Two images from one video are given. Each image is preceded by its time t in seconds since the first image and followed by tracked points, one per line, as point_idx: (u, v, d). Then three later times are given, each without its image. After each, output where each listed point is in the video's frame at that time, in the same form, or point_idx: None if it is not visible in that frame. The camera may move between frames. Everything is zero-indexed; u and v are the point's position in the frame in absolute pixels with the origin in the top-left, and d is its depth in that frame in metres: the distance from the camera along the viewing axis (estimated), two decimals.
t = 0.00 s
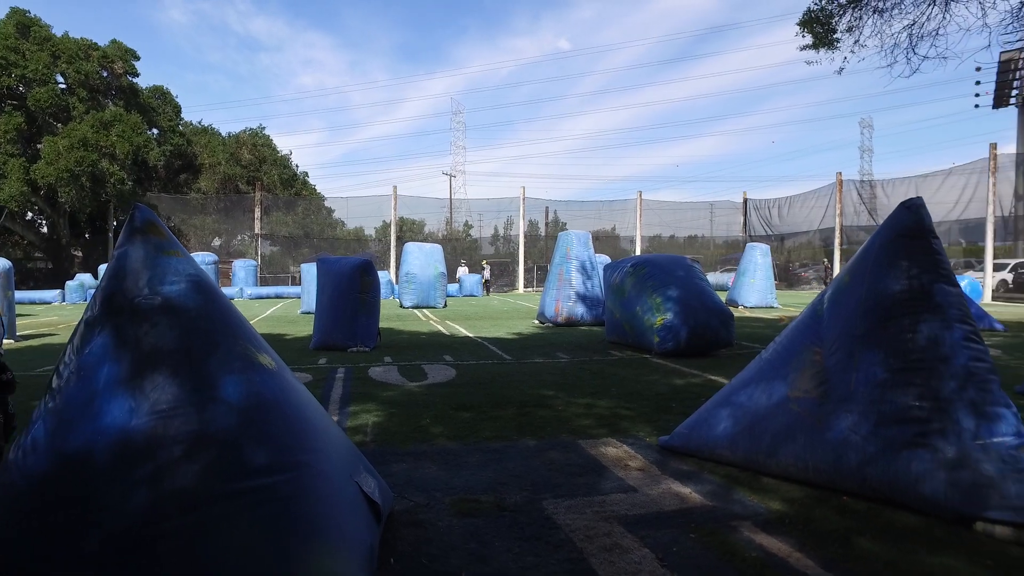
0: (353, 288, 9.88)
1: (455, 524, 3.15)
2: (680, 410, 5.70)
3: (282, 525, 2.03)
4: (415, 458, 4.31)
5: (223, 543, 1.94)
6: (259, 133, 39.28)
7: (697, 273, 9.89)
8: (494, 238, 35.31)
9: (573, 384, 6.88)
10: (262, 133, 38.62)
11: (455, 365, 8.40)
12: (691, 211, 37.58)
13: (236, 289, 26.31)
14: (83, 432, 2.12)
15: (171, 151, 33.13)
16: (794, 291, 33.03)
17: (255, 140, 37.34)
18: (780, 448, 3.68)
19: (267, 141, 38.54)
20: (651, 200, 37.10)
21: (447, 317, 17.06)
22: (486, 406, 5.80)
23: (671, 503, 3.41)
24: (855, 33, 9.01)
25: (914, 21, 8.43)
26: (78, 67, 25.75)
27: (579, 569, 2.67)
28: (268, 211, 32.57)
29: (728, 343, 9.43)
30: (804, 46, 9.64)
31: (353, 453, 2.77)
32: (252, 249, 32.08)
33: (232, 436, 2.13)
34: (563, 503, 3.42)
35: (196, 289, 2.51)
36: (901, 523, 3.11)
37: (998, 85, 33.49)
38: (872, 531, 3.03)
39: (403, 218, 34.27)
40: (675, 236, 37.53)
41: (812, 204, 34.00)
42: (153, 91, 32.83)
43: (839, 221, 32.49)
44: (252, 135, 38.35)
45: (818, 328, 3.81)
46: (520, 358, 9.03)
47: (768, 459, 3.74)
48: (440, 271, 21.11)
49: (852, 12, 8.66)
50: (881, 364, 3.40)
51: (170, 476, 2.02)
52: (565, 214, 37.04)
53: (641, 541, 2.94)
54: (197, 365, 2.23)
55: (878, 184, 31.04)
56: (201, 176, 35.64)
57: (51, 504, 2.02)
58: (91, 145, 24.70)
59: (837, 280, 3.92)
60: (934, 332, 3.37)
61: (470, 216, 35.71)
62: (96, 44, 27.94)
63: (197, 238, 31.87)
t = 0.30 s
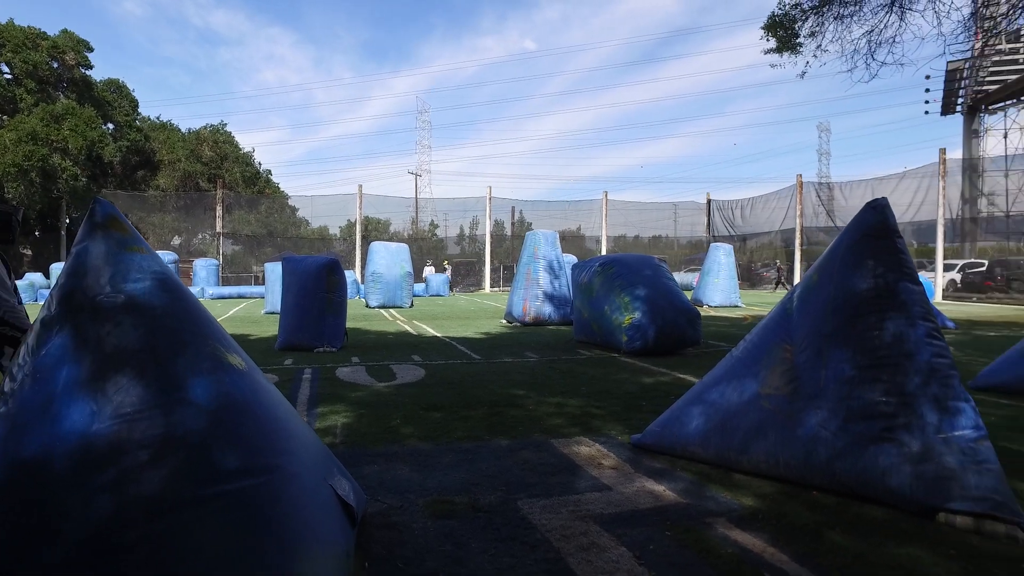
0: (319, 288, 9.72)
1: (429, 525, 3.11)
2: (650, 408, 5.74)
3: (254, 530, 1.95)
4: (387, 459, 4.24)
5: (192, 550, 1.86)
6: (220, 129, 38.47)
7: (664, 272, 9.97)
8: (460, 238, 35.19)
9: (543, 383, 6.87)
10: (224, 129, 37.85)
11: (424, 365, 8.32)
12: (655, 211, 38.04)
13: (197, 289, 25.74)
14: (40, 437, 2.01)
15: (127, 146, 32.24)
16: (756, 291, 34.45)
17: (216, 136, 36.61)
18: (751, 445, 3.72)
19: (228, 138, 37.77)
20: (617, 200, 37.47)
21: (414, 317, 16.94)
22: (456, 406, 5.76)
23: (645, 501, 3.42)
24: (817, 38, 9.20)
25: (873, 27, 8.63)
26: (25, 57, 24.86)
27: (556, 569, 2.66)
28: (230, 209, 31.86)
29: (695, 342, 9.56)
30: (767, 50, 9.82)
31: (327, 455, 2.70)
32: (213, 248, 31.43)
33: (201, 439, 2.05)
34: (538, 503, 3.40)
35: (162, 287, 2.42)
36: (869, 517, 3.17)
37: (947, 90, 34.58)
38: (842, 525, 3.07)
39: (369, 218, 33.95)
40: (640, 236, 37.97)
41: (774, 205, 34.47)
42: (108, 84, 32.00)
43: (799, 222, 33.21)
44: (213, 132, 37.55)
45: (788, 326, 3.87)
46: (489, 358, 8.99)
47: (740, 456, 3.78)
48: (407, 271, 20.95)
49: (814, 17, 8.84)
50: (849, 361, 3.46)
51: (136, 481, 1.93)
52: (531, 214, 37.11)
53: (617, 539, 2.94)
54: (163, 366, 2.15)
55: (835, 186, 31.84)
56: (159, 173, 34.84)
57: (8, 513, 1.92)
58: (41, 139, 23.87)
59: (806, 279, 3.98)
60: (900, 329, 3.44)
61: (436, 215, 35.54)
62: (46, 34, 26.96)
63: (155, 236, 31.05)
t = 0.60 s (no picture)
0: (296, 288, 9.59)
1: (411, 530, 3.04)
2: (633, 408, 5.72)
3: (232, 539, 1.87)
4: (367, 462, 4.16)
5: (165, 562, 1.76)
6: (194, 127, 37.87)
7: (645, 272, 9.97)
8: (439, 238, 35.05)
9: (524, 383, 6.83)
10: (198, 127, 37.27)
11: (403, 366, 8.23)
12: (634, 212, 38.23)
13: (172, 290, 25.29)
14: None
15: (98, 144, 31.55)
16: (733, 291, 34.59)
17: (190, 134, 36.03)
18: (736, 443, 3.71)
19: (203, 135, 37.17)
20: (596, 201, 37.62)
21: (393, 317, 16.80)
22: (437, 407, 5.69)
23: (630, 503, 3.39)
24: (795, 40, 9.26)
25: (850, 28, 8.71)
26: None
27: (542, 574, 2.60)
28: (205, 208, 31.44)
29: (675, 341, 9.60)
30: (746, 50, 9.86)
31: (306, 459, 2.62)
32: (188, 247, 30.91)
33: (175, 445, 1.96)
34: (521, 506, 3.34)
35: (132, 286, 2.33)
36: (855, 516, 3.15)
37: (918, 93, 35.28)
38: (827, 524, 3.06)
39: (347, 217, 33.69)
40: (619, 236, 38.15)
41: (750, 206, 34.81)
42: (77, 80, 31.34)
43: (776, 223, 33.61)
44: (187, 130, 36.94)
45: (772, 325, 3.86)
46: (470, 357, 8.91)
47: (725, 455, 3.76)
48: (386, 271, 20.78)
49: (792, 19, 8.90)
50: (833, 359, 3.45)
51: (103, 490, 1.83)
52: (510, 214, 37.08)
53: (603, 542, 2.89)
54: (133, 368, 2.06)
55: (810, 187, 32.28)
56: (132, 171, 34.15)
57: None
58: (7, 135, 23.22)
59: (788, 278, 3.99)
60: (881, 327, 3.44)
61: (415, 215, 35.35)
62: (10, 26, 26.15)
63: (128, 235, 30.38)
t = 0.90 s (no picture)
0: (283, 287, 9.42)
1: (392, 538, 2.91)
2: (624, 409, 5.62)
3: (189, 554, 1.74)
4: (350, 466, 4.03)
5: None
6: (183, 125, 37.56)
7: (636, 271, 9.88)
8: (431, 237, 34.89)
9: (514, 383, 6.71)
10: (187, 125, 36.98)
11: (391, 366, 8.08)
12: (626, 211, 38.22)
13: (160, 289, 25.04)
14: None
15: (85, 142, 31.24)
16: (724, 290, 34.61)
17: (179, 133, 35.72)
18: (729, 446, 3.60)
19: (191, 133, 36.82)
20: (588, 201, 37.60)
21: (383, 317, 16.63)
22: (424, 409, 5.55)
23: (620, 508, 3.27)
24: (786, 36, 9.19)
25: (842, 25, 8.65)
26: None
27: None
28: (194, 207, 31.17)
29: (667, 340, 9.50)
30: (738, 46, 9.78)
31: (279, 465, 2.50)
32: (177, 247, 30.63)
33: (129, 452, 1.83)
34: (507, 511, 3.22)
35: (87, 282, 2.18)
36: (852, 521, 3.05)
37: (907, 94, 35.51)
38: (824, 530, 2.95)
39: (338, 216, 33.55)
40: (610, 236, 38.13)
41: (741, 205, 34.91)
42: (63, 77, 30.98)
43: (767, 222, 33.70)
44: (175, 128, 36.64)
45: (766, 324, 3.75)
46: (459, 358, 8.78)
47: (718, 458, 3.65)
48: (376, 270, 20.60)
49: (783, 15, 8.81)
50: (828, 359, 3.35)
51: (48, 502, 1.70)
52: (502, 214, 36.99)
53: (591, 550, 2.78)
54: (85, 370, 1.92)
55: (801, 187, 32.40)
56: (119, 170, 33.82)
57: None
58: None
59: (782, 275, 3.88)
60: (879, 326, 3.34)
61: (406, 215, 35.19)
62: None
63: (116, 235, 30.08)
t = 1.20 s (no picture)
0: (272, 287, 9.24)
1: (366, 556, 2.73)
2: (618, 414, 5.46)
3: None
4: (329, 475, 3.85)
5: None
6: (179, 124, 37.35)
7: (633, 270, 9.71)
8: (429, 236, 34.69)
9: (506, 387, 6.54)
10: (183, 124, 36.77)
11: (382, 368, 7.90)
12: (625, 211, 38.03)
13: (155, 289, 24.85)
14: None
15: (80, 140, 31.04)
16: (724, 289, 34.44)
17: (175, 131, 35.50)
18: (725, 455, 3.43)
19: (188, 132, 36.62)
20: (586, 200, 37.43)
21: (378, 317, 16.47)
22: (412, 413, 5.38)
23: (610, 522, 3.09)
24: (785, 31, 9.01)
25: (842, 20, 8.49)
26: None
27: None
28: (190, 206, 30.92)
29: (664, 341, 9.33)
30: (736, 42, 9.59)
31: (239, 477, 2.35)
32: (173, 246, 30.43)
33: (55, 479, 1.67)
34: (490, 526, 3.05)
35: (21, 284, 1.99)
36: (855, 537, 2.88)
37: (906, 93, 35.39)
38: (825, 547, 2.79)
39: (335, 215, 33.38)
40: (609, 235, 37.98)
41: (741, 204, 34.80)
42: (58, 75, 30.72)
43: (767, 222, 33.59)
44: (172, 126, 36.43)
45: (764, 327, 3.57)
46: (452, 359, 8.60)
47: (713, 468, 3.49)
48: (372, 270, 20.42)
49: (783, 9, 8.60)
50: (830, 365, 3.18)
51: None
52: (500, 213, 36.81)
53: (577, 569, 2.61)
54: (11, 386, 1.75)
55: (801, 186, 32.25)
56: (115, 168, 33.60)
57: None
58: None
59: (781, 274, 3.71)
60: (883, 330, 3.17)
61: (404, 214, 34.99)
62: None
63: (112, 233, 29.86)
